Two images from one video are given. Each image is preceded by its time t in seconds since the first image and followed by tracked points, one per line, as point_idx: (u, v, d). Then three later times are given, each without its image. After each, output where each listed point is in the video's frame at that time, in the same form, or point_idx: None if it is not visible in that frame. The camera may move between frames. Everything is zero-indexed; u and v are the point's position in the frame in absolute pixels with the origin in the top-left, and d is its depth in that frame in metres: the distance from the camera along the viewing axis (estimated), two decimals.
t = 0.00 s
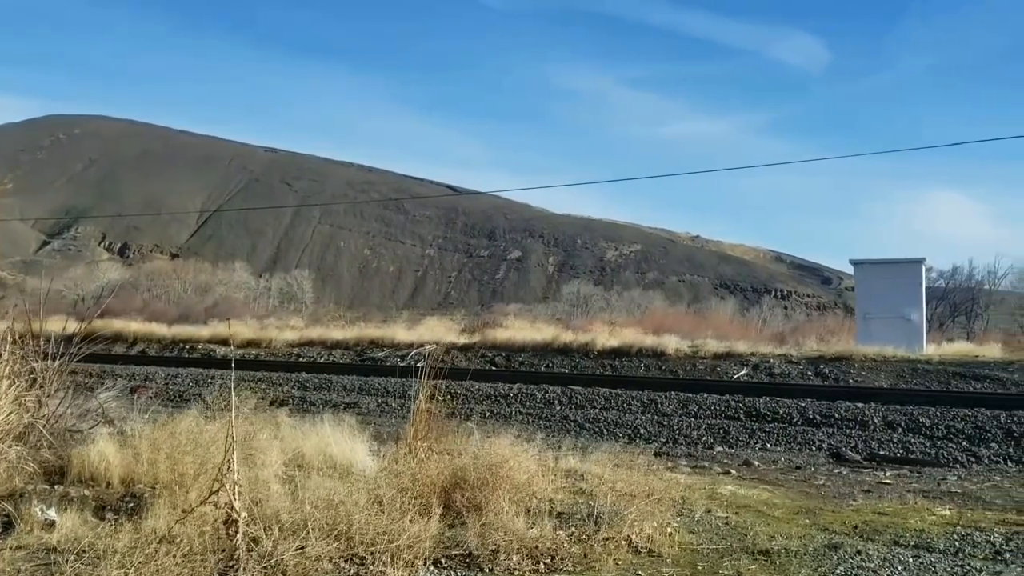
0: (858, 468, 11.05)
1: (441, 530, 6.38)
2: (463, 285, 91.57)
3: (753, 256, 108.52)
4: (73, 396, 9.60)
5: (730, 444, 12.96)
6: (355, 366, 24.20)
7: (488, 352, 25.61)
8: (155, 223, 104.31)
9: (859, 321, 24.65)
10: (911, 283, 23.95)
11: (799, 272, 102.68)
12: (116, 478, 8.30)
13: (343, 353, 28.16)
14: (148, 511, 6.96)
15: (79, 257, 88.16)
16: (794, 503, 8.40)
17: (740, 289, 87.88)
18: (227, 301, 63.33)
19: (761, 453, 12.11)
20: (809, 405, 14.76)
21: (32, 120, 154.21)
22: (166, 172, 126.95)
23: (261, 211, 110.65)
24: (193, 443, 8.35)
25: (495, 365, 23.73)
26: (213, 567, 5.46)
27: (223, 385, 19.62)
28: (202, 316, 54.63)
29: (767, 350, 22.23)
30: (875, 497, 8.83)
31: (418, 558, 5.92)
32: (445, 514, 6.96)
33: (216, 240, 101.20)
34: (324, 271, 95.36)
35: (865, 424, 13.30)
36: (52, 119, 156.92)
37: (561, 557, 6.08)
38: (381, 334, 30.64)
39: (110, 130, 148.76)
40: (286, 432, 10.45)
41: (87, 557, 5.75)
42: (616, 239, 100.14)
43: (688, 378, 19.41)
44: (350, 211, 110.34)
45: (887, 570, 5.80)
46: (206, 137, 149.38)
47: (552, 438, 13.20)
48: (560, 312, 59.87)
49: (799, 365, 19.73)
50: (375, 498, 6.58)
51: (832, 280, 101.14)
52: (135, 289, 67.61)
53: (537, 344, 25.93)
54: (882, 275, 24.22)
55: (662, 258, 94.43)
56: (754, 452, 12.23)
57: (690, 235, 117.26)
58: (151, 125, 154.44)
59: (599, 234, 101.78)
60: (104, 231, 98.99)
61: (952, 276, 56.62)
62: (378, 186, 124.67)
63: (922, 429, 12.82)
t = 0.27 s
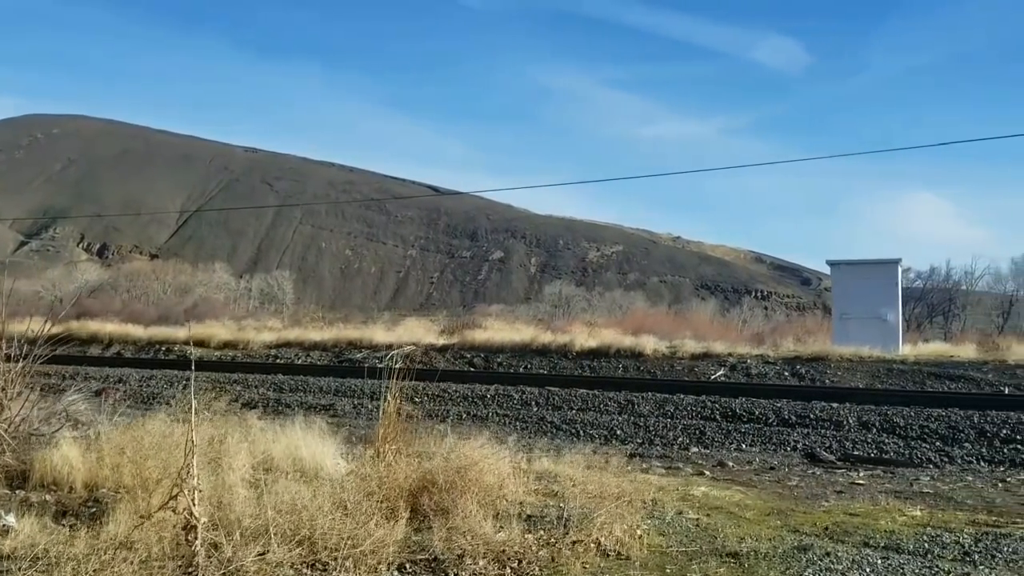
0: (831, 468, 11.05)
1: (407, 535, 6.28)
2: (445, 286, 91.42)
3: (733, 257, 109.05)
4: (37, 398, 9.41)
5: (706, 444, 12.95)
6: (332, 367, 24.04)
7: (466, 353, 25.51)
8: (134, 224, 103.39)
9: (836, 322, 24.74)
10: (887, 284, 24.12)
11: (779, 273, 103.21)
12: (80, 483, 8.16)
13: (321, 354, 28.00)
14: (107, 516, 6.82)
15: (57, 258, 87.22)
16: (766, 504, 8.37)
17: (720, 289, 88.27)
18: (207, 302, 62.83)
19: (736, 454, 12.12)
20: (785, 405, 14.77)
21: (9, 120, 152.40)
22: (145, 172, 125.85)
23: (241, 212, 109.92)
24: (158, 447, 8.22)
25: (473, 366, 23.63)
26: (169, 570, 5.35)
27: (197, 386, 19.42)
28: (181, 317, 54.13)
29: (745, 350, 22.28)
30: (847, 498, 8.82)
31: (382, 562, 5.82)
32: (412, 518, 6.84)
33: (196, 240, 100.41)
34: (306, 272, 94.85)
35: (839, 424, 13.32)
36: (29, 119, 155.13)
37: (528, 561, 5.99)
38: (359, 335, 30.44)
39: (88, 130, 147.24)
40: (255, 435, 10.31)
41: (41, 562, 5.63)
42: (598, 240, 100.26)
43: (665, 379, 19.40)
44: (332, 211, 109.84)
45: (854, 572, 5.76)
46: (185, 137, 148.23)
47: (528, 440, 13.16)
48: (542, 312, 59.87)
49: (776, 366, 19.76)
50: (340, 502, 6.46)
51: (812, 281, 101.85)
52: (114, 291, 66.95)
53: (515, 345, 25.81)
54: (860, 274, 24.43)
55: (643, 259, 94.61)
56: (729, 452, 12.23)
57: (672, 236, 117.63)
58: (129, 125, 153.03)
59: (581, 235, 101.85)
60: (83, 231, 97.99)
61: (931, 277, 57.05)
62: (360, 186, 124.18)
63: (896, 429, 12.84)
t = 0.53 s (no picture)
0: (812, 469, 11.06)
1: (381, 538, 6.20)
2: (432, 287, 91.29)
3: (719, 258, 109.43)
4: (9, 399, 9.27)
5: (687, 445, 12.95)
6: (315, 369, 23.91)
7: (450, 354, 25.42)
8: (118, 224, 102.72)
9: (820, 323, 24.83)
10: (870, 284, 24.27)
11: (765, 274, 103.54)
12: (52, 486, 8.04)
13: (305, 355, 27.88)
14: (78, 520, 6.72)
15: (40, 258, 86.52)
16: (745, 506, 8.34)
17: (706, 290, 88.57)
18: (192, 303, 62.46)
19: (717, 455, 12.13)
20: (767, 406, 14.79)
21: None
22: (130, 172, 125.08)
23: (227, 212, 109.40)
24: (131, 451, 8.11)
25: (457, 368, 23.57)
26: None
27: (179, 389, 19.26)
28: (165, 318, 53.82)
29: (728, 351, 22.33)
30: (826, 499, 8.81)
31: (355, 567, 5.75)
32: (387, 521, 6.74)
33: (181, 241, 99.86)
34: (292, 273, 94.51)
35: (820, 425, 13.34)
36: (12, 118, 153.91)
37: (502, 564, 5.93)
38: (343, 337, 30.31)
39: (73, 130, 146.24)
40: (233, 437, 10.20)
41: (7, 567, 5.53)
42: (584, 241, 100.39)
43: (649, 380, 19.39)
44: (318, 212, 109.47)
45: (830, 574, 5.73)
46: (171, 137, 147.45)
47: (509, 442, 13.12)
48: (528, 313, 59.85)
49: (758, 366, 19.81)
50: (314, 506, 6.37)
51: (797, 282, 102.34)
52: (99, 292, 66.49)
53: (499, 346, 25.74)
54: (843, 275, 24.57)
55: (630, 260, 94.74)
56: (710, 454, 12.23)
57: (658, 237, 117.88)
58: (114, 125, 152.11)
59: (567, 236, 101.90)
60: (67, 232, 97.28)
61: (915, 277, 57.34)
62: (346, 187, 123.87)
63: (876, 430, 12.86)
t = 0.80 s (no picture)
0: (787, 469, 11.06)
1: (348, 542, 6.09)
2: (415, 287, 91.06)
3: (701, 258, 109.84)
4: None
5: (664, 446, 12.90)
6: (293, 369, 23.74)
7: (430, 354, 25.30)
8: (98, 223, 101.76)
9: (798, 322, 24.97)
10: (847, 283, 24.34)
11: (747, 274, 103.81)
12: (14, 489, 7.89)
13: (284, 355, 27.64)
14: (38, 524, 6.57)
15: (19, 258, 85.55)
16: (718, 507, 8.29)
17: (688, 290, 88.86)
18: (173, 303, 61.95)
19: (693, 455, 12.11)
20: (743, 406, 14.79)
21: None
22: (110, 171, 123.96)
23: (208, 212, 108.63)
24: (96, 453, 7.97)
25: (436, 368, 23.46)
26: None
27: (154, 390, 19.06)
28: (144, 317, 53.32)
29: (706, 351, 22.34)
30: (800, 500, 8.78)
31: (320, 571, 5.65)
32: (354, 524, 6.62)
33: (161, 240, 99.05)
34: (274, 273, 93.97)
35: (797, 425, 13.35)
36: None
37: (470, 567, 5.84)
38: (322, 337, 30.11)
39: (52, 128, 144.81)
40: (203, 439, 10.06)
41: None
42: (567, 241, 100.46)
43: (627, 380, 19.36)
44: (300, 211, 108.91)
45: None
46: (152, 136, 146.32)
47: (486, 442, 13.03)
48: (512, 313, 59.78)
49: (737, 366, 19.85)
50: (280, 510, 6.26)
51: (778, 282, 102.90)
52: (78, 292, 65.81)
53: (479, 346, 25.64)
54: (821, 274, 24.71)
55: (613, 261, 94.79)
56: (687, 454, 12.20)
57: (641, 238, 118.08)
58: (95, 123, 150.77)
59: (551, 236, 101.84)
60: (46, 230, 96.19)
61: (895, 278, 57.62)
62: (328, 186, 123.39)
63: (852, 430, 12.88)
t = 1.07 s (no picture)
0: (748, 469, 11.05)
1: (294, 547, 5.93)
2: (386, 287, 90.63)
3: (672, 259, 110.43)
4: None
5: (628, 447, 12.85)
6: (258, 369, 23.45)
7: (397, 354, 25.10)
8: (64, 221, 100.15)
9: (764, 323, 25.02)
10: (813, 284, 24.53)
11: (717, 275, 104.55)
12: None
13: (249, 356, 27.29)
14: None
15: None
16: (676, 507, 8.24)
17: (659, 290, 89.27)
18: (141, 303, 61.08)
19: (656, 455, 12.08)
20: (707, 406, 14.80)
21: None
22: (76, 169, 122.07)
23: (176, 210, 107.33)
24: (40, 455, 7.74)
25: (403, 368, 23.30)
26: None
27: (114, 391, 18.69)
28: (110, 317, 52.47)
29: (673, 352, 22.38)
30: (759, 500, 8.75)
31: None
32: (303, 527, 6.46)
33: (129, 239, 97.67)
34: (244, 272, 93.04)
35: (759, 425, 13.38)
36: None
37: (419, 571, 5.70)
38: (289, 337, 29.79)
39: (18, 125, 142.34)
40: (156, 441, 9.83)
41: None
42: (539, 241, 100.51)
43: (594, 380, 19.31)
44: (271, 211, 107.96)
45: None
46: (120, 133, 144.36)
47: (449, 444, 12.90)
48: (484, 313, 59.65)
49: (703, 367, 19.91)
50: (225, 514, 6.10)
51: (748, 283, 103.72)
52: (43, 291, 64.69)
53: (446, 346, 25.47)
54: (787, 275, 24.86)
55: (585, 261, 95.00)
56: (650, 454, 12.17)
57: (613, 238, 118.55)
58: (61, 120, 148.42)
59: (523, 237, 101.86)
60: (10, 229, 94.46)
61: (862, 279, 58.37)
62: (300, 186, 122.49)
63: (814, 429, 12.91)
